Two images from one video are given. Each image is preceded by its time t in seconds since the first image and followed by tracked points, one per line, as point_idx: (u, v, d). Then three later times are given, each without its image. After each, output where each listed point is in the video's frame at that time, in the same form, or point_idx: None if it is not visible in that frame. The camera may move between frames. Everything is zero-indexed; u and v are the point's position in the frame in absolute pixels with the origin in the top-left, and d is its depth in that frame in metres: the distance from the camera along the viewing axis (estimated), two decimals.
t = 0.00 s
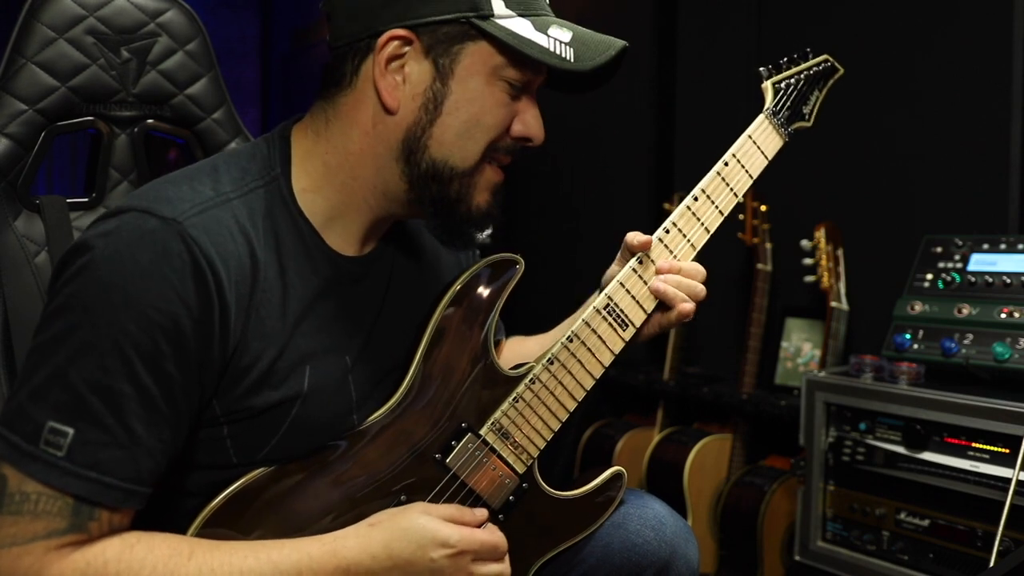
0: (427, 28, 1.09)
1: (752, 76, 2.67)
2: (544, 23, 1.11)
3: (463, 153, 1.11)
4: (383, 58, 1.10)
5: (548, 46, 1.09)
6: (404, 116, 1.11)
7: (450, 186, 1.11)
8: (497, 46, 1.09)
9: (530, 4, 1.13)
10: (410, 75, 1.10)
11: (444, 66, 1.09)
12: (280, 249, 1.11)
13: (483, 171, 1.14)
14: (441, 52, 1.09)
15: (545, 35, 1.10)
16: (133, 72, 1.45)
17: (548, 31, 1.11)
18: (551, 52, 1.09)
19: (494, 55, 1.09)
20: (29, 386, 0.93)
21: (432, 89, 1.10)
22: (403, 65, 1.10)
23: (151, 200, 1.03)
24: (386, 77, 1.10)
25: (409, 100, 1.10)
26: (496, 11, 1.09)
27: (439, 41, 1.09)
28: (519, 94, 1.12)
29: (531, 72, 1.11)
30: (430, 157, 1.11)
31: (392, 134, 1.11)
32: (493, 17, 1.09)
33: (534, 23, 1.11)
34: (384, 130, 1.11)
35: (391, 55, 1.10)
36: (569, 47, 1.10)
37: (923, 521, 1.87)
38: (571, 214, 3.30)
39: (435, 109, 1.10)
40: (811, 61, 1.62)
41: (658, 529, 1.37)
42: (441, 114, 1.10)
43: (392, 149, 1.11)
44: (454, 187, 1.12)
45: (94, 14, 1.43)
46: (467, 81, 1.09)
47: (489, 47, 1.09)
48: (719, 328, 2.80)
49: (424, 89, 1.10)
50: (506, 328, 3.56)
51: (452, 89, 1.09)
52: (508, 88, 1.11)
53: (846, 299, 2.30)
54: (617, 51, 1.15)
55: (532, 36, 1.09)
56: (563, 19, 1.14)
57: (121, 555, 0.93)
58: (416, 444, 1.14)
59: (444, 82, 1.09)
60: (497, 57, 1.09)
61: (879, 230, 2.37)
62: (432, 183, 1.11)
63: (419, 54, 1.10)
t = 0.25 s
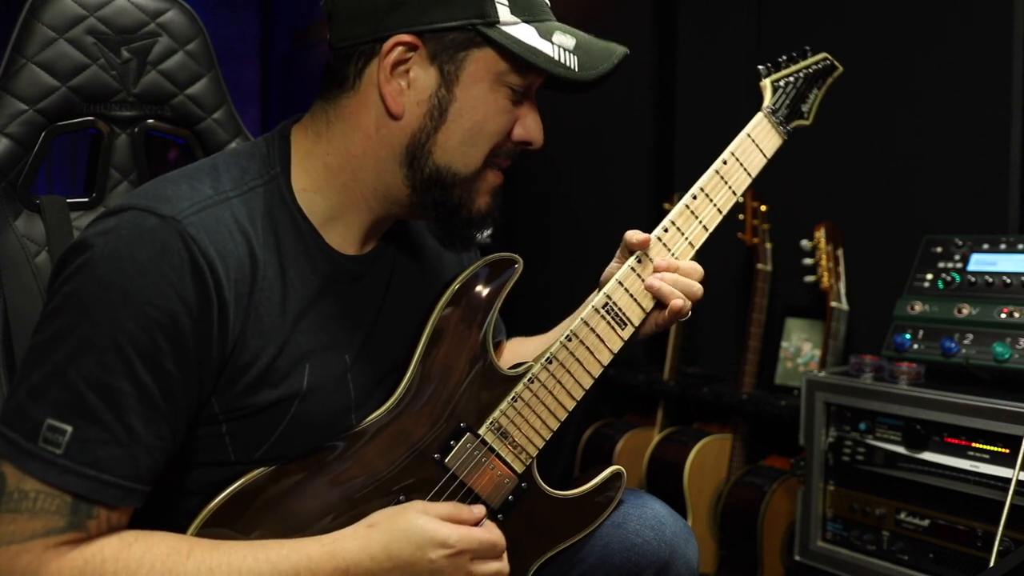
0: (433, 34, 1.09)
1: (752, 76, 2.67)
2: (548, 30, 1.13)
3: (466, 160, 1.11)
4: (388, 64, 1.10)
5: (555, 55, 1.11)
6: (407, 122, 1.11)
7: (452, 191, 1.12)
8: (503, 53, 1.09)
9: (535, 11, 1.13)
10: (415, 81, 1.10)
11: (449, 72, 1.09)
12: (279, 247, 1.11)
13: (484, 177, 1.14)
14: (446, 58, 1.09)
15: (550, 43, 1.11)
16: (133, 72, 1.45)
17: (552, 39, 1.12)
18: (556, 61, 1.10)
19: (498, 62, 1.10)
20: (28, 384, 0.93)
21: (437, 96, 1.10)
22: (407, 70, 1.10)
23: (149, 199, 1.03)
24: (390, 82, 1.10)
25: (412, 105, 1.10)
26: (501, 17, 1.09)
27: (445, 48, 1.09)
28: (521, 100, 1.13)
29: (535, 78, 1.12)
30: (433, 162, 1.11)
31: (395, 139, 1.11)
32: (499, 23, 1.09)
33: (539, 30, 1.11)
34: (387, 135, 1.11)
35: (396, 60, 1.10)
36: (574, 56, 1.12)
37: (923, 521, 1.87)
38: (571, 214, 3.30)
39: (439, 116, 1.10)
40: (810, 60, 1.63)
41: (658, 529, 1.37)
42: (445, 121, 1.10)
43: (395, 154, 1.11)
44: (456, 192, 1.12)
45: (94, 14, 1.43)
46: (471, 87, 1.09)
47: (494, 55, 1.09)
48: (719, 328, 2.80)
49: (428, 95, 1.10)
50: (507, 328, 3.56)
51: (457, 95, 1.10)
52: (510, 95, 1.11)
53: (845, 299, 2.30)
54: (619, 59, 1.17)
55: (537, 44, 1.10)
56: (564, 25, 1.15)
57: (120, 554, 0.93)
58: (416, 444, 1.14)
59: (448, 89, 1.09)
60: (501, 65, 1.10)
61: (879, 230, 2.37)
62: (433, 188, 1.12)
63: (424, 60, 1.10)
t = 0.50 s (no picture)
0: (431, 32, 1.09)
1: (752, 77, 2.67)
2: (546, 29, 1.12)
3: (462, 159, 1.11)
4: (385, 62, 1.10)
5: (553, 54, 1.10)
6: (405, 120, 1.11)
7: (450, 190, 1.12)
8: (500, 53, 1.09)
9: (533, 10, 1.13)
10: (412, 79, 1.10)
11: (446, 70, 1.09)
12: (281, 247, 1.11)
13: (482, 176, 1.14)
14: (443, 57, 1.09)
15: (547, 42, 1.10)
16: (133, 72, 1.45)
17: (551, 38, 1.11)
18: (554, 59, 1.09)
19: (495, 61, 1.09)
20: (32, 384, 0.93)
21: (434, 94, 1.10)
22: (405, 69, 1.10)
23: (153, 199, 1.03)
24: (388, 80, 1.10)
25: (410, 103, 1.10)
26: (498, 16, 1.09)
27: (443, 47, 1.09)
28: (518, 99, 1.12)
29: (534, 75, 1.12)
30: (431, 159, 1.10)
31: (393, 138, 1.11)
32: (496, 23, 1.09)
33: (537, 28, 1.11)
34: (385, 132, 1.11)
35: (393, 58, 1.10)
36: (571, 55, 1.11)
37: (923, 521, 1.87)
38: (571, 214, 3.30)
39: (436, 114, 1.10)
40: (804, 58, 1.62)
41: (658, 529, 1.37)
42: (442, 119, 1.10)
43: (393, 152, 1.11)
44: (453, 191, 1.12)
45: (94, 14, 1.43)
46: (468, 86, 1.09)
47: (491, 53, 1.09)
48: (719, 328, 2.80)
49: (426, 93, 1.10)
50: (507, 328, 3.56)
51: (453, 93, 1.09)
52: (508, 94, 1.11)
53: (845, 299, 2.30)
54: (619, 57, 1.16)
55: (534, 42, 1.09)
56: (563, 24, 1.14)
57: (122, 555, 0.93)
58: (416, 445, 1.14)
59: (446, 87, 1.09)
60: (499, 63, 1.09)
61: (879, 230, 2.37)
62: (431, 187, 1.11)
63: (421, 58, 1.10)
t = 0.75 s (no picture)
0: (408, 18, 1.09)
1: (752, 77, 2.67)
2: (525, 16, 1.10)
3: (438, 147, 1.10)
4: (363, 48, 1.11)
5: (526, 39, 1.07)
6: (380, 105, 1.11)
7: (424, 177, 1.10)
8: (473, 38, 1.08)
9: None
10: (388, 64, 1.10)
11: (419, 55, 1.09)
12: (284, 238, 1.11)
13: (462, 166, 1.12)
14: (417, 42, 1.09)
15: (523, 27, 1.08)
16: (133, 72, 1.45)
17: (527, 24, 1.09)
18: (528, 44, 1.07)
19: (469, 47, 1.08)
20: (37, 371, 0.93)
21: (407, 78, 1.09)
22: (383, 55, 1.11)
23: (157, 189, 1.03)
24: (365, 66, 1.11)
25: (386, 89, 1.10)
26: (474, 3, 1.08)
27: (416, 32, 1.09)
28: (500, 87, 1.10)
29: (518, 64, 1.10)
30: (405, 145, 1.10)
31: (370, 124, 1.11)
32: (471, 8, 1.08)
33: (516, 15, 1.09)
34: (365, 119, 1.11)
35: (371, 44, 1.10)
36: (547, 39, 1.08)
37: (923, 521, 1.87)
38: (571, 215, 3.30)
39: (408, 98, 1.09)
40: (808, 57, 1.62)
41: (658, 530, 1.37)
42: (414, 104, 1.09)
43: (370, 138, 1.11)
44: (427, 177, 1.10)
45: (94, 14, 1.43)
46: (442, 71, 1.08)
47: (463, 39, 1.08)
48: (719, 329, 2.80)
49: (400, 78, 1.10)
50: (507, 329, 3.56)
51: (426, 78, 1.09)
52: (487, 80, 1.09)
53: (846, 299, 2.30)
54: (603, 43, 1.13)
55: (507, 27, 1.07)
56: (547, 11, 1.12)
57: (128, 539, 0.93)
58: (418, 443, 1.14)
59: (418, 72, 1.09)
60: (473, 48, 1.08)
61: (879, 231, 2.37)
62: (408, 174, 1.11)
63: (398, 44, 1.10)
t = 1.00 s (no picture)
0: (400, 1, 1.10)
1: (753, 76, 2.67)
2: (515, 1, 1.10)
3: (422, 128, 1.10)
4: (358, 30, 1.12)
5: (510, 20, 1.08)
6: (369, 85, 1.12)
7: (409, 158, 1.10)
8: (460, 19, 1.08)
9: None
10: (381, 46, 1.11)
11: (409, 37, 1.09)
12: (290, 227, 1.11)
13: (445, 150, 1.12)
14: (408, 25, 1.10)
15: (509, 10, 1.09)
16: (133, 71, 1.45)
17: (516, 9, 1.09)
18: (512, 25, 1.08)
19: (457, 30, 1.09)
20: (41, 358, 0.92)
21: (395, 58, 1.10)
22: (377, 38, 1.12)
23: (161, 177, 1.03)
24: (359, 48, 1.12)
25: (375, 70, 1.11)
26: None
27: (406, 14, 1.10)
28: (489, 73, 1.10)
29: (508, 52, 1.11)
30: (390, 125, 1.10)
31: (359, 104, 1.12)
32: None
33: None
34: (355, 100, 1.12)
35: (365, 27, 1.12)
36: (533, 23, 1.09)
37: (923, 521, 1.87)
38: (571, 215, 3.30)
39: (394, 78, 1.09)
40: (830, 54, 1.61)
41: (659, 531, 1.37)
42: (399, 85, 1.09)
43: (359, 119, 1.12)
44: (412, 158, 1.10)
45: (94, 14, 1.43)
46: (430, 53, 1.09)
47: (453, 23, 1.08)
48: (719, 329, 2.80)
49: (389, 59, 1.10)
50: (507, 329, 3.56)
51: (414, 60, 1.09)
52: (475, 65, 1.09)
53: (846, 299, 2.30)
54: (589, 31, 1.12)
55: (493, 9, 1.08)
56: None
57: (133, 529, 0.92)
58: (423, 441, 1.13)
59: (407, 52, 1.09)
60: (460, 31, 1.09)
61: (879, 231, 2.37)
62: (393, 155, 1.11)
63: (392, 27, 1.11)
